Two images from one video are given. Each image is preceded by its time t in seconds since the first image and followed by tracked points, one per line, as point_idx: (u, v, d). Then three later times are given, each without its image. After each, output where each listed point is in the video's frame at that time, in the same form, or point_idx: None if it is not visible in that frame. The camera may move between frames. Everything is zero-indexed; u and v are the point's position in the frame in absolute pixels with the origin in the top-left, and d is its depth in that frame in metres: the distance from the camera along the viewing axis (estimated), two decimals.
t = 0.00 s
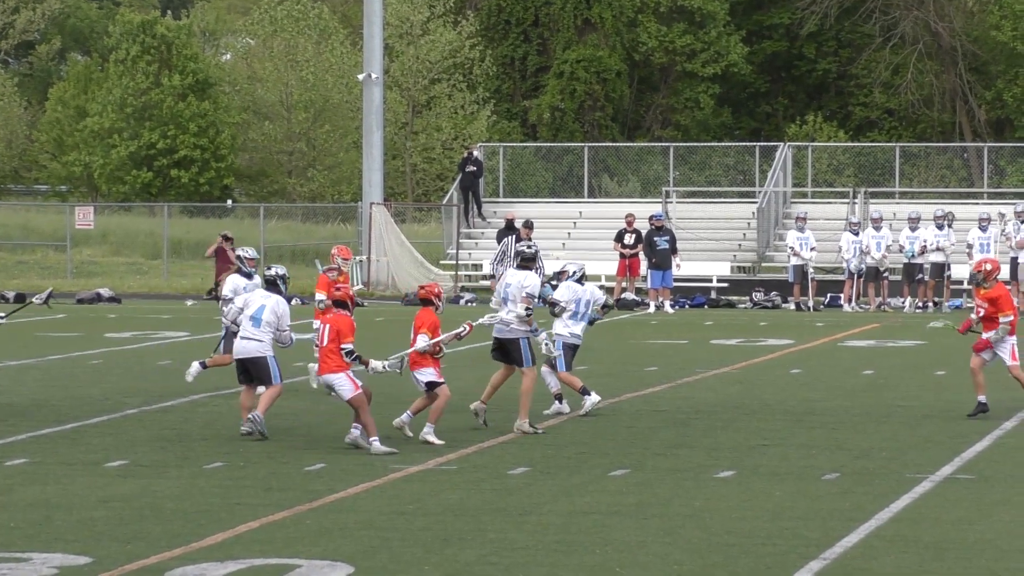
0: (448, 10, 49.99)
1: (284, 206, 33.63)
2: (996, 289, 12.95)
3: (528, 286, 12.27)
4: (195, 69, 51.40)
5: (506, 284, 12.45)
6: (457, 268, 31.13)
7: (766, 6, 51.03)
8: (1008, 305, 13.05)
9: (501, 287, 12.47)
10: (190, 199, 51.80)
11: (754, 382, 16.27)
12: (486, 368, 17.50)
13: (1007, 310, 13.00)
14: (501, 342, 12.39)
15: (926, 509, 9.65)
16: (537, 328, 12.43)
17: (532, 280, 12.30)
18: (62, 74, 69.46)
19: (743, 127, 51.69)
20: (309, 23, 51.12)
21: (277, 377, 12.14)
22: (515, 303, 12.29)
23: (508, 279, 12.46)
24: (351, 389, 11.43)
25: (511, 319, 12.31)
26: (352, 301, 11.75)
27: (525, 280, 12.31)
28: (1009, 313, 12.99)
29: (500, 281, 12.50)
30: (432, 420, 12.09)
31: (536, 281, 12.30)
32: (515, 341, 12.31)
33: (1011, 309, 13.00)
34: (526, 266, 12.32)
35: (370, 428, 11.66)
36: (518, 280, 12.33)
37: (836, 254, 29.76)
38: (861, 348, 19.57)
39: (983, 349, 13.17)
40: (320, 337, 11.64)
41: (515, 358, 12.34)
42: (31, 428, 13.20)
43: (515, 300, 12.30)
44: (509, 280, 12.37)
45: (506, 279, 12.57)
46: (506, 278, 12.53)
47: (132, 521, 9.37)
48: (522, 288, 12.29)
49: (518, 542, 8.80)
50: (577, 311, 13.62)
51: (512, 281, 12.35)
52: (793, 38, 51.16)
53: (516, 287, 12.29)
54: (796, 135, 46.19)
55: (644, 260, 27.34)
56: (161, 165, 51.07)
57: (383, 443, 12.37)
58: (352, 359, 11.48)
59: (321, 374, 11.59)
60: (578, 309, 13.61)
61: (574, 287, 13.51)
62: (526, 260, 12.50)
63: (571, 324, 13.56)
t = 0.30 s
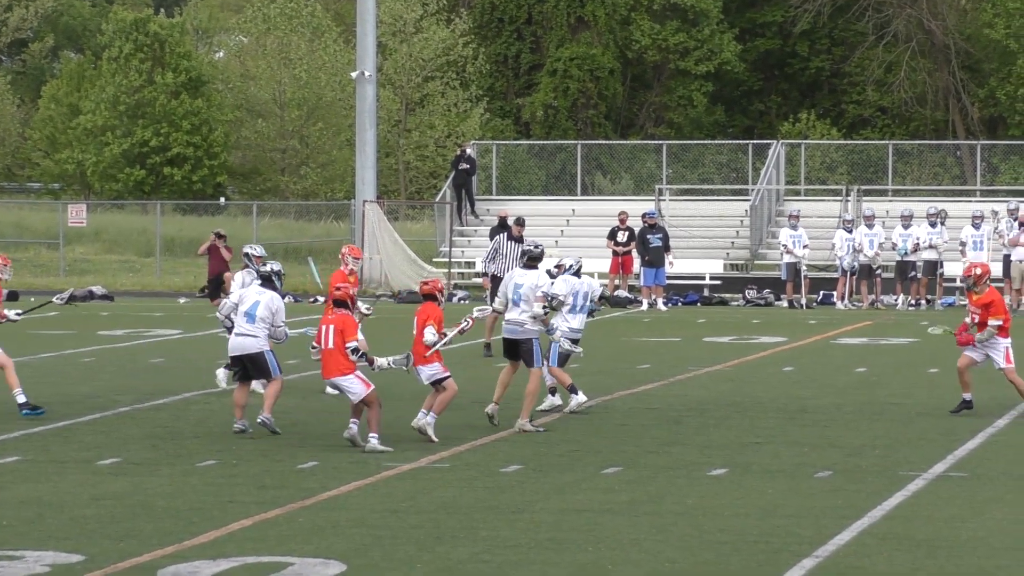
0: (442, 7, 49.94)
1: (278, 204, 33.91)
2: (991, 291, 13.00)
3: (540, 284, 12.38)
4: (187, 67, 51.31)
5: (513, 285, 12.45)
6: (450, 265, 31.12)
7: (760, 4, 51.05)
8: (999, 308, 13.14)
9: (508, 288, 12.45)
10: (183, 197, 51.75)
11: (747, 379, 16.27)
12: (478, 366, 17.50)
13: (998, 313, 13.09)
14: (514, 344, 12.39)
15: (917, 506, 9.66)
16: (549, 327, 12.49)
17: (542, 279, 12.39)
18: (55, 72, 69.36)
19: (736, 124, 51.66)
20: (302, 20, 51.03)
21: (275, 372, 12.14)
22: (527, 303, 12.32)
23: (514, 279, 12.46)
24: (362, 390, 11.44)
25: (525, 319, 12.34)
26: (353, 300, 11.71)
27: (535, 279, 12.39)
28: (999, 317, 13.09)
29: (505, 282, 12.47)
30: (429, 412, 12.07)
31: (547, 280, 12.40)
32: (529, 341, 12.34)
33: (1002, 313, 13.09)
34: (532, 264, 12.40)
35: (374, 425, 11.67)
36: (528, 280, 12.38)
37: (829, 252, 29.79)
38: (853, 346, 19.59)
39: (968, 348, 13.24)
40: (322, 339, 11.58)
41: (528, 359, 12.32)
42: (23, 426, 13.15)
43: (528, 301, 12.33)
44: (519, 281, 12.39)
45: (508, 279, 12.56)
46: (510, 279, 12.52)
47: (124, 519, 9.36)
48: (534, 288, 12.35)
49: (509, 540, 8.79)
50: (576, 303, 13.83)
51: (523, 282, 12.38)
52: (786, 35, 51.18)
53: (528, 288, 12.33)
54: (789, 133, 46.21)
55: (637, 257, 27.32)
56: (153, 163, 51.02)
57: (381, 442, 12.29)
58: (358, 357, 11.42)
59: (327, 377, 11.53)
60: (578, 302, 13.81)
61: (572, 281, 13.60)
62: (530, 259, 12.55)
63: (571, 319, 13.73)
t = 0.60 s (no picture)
0: (429, 5, 49.92)
1: (265, 201, 33.83)
2: (971, 295, 13.01)
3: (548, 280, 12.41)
4: (175, 64, 51.18)
5: (518, 281, 12.49)
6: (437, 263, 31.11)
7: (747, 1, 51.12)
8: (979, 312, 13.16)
9: (514, 285, 12.48)
10: (171, 194, 51.67)
11: (735, 376, 16.28)
12: (467, 363, 17.49)
13: (978, 318, 13.10)
14: (522, 340, 12.40)
15: (904, 504, 9.66)
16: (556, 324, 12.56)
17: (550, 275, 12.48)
18: (42, 69, 69.23)
19: (723, 122, 51.68)
20: (290, 18, 50.96)
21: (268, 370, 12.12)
22: (537, 299, 12.38)
23: (520, 276, 12.50)
24: (354, 380, 11.42)
25: (536, 316, 12.36)
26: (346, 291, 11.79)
27: (543, 275, 12.47)
28: (980, 322, 13.11)
29: (511, 279, 12.50)
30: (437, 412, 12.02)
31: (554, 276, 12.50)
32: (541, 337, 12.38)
33: (982, 319, 13.10)
34: (537, 260, 12.47)
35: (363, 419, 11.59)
36: (536, 277, 12.43)
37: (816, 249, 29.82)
38: (840, 343, 19.61)
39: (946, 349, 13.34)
40: (317, 327, 11.59)
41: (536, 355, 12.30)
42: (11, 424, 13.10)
43: (538, 296, 12.40)
44: (526, 278, 12.45)
45: (512, 277, 12.59)
46: (514, 276, 12.56)
47: (111, 516, 9.33)
48: (544, 283, 12.43)
49: (496, 537, 8.78)
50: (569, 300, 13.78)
51: (531, 277, 12.44)
52: (774, 33, 51.20)
53: (538, 283, 12.41)
54: (776, 131, 46.26)
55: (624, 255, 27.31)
56: (141, 160, 50.95)
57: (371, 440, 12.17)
58: (352, 341, 11.43)
59: (321, 365, 11.50)
60: (571, 300, 13.81)
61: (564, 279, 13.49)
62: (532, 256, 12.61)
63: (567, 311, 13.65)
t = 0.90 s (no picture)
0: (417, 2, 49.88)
1: (253, 199, 33.75)
2: (947, 293, 13.05)
3: (551, 274, 12.69)
4: (163, 61, 50.99)
5: (521, 275, 12.73)
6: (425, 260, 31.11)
7: None
8: (958, 309, 13.17)
9: (517, 279, 12.73)
10: (159, 191, 51.60)
11: (723, 373, 16.29)
12: (454, 360, 17.49)
13: (956, 314, 13.12)
14: (527, 333, 12.68)
15: (892, 501, 9.67)
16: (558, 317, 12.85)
17: (552, 269, 12.74)
18: (29, 67, 69.09)
19: (712, 119, 51.73)
20: (278, 15, 50.90)
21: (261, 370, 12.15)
22: (541, 293, 12.65)
23: (522, 270, 12.75)
24: (339, 369, 11.39)
25: (540, 310, 12.64)
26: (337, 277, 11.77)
27: (546, 268, 12.72)
28: (958, 319, 13.12)
29: (514, 273, 12.75)
30: (438, 415, 11.97)
31: (556, 269, 12.76)
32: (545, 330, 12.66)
33: (959, 315, 13.12)
34: (538, 254, 12.70)
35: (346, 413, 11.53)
36: (539, 270, 12.70)
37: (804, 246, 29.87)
38: (828, 339, 19.62)
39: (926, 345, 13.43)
40: (308, 313, 11.59)
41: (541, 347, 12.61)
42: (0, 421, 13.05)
43: (542, 290, 12.65)
44: (530, 271, 12.70)
45: (514, 270, 12.83)
46: (516, 270, 12.80)
47: (99, 514, 9.31)
48: (547, 277, 12.69)
49: (484, 534, 8.78)
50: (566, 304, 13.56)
51: (534, 272, 12.69)
52: (762, 31, 51.25)
53: (541, 277, 12.67)
54: (765, 128, 46.30)
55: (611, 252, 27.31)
56: (129, 158, 50.91)
57: (359, 437, 12.18)
58: (342, 326, 11.43)
59: (311, 351, 11.53)
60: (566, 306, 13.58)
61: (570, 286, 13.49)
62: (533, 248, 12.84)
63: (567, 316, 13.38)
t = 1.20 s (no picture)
0: None
1: (237, 195, 33.70)
2: (909, 285, 13.15)
3: (551, 272, 12.43)
4: (146, 58, 50.89)
5: (521, 272, 12.45)
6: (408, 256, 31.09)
7: None
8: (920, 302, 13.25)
9: (517, 276, 12.44)
10: (142, 188, 51.54)
11: (707, 369, 16.29)
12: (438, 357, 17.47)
13: (920, 306, 13.19)
14: (530, 330, 12.48)
15: (876, 496, 9.68)
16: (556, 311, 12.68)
17: (552, 266, 12.49)
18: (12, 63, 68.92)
19: (695, 115, 51.77)
20: (261, 12, 50.81)
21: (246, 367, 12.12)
22: (543, 290, 12.43)
23: (521, 268, 12.46)
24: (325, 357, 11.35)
25: (543, 308, 12.44)
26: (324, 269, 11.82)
27: (546, 265, 12.46)
28: (921, 310, 13.19)
29: (514, 270, 12.44)
30: (423, 411, 11.83)
31: (554, 265, 12.51)
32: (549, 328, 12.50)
33: (922, 307, 13.19)
34: (538, 252, 12.39)
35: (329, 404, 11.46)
36: (539, 268, 12.44)
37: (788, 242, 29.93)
38: (811, 336, 19.65)
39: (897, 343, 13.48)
40: (294, 301, 11.64)
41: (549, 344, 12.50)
42: None
43: (544, 287, 12.43)
44: (530, 269, 12.43)
45: (511, 267, 12.51)
46: (514, 267, 12.49)
47: (82, 510, 9.27)
48: (548, 274, 12.44)
49: (469, 530, 8.76)
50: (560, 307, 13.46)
51: (535, 269, 12.43)
52: (745, 27, 51.34)
53: (543, 275, 12.43)
54: (748, 124, 46.35)
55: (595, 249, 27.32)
56: (112, 154, 50.88)
57: (343, 433, 12.15)
58: (329, 313, 11.45)
59: (296, 338, 11.50)
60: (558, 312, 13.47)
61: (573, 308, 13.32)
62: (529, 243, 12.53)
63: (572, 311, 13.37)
